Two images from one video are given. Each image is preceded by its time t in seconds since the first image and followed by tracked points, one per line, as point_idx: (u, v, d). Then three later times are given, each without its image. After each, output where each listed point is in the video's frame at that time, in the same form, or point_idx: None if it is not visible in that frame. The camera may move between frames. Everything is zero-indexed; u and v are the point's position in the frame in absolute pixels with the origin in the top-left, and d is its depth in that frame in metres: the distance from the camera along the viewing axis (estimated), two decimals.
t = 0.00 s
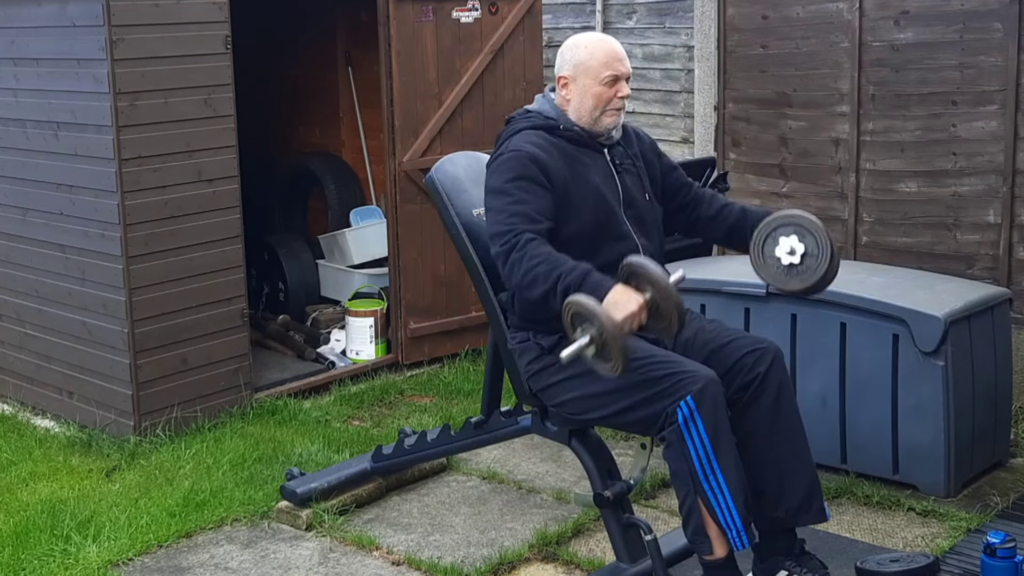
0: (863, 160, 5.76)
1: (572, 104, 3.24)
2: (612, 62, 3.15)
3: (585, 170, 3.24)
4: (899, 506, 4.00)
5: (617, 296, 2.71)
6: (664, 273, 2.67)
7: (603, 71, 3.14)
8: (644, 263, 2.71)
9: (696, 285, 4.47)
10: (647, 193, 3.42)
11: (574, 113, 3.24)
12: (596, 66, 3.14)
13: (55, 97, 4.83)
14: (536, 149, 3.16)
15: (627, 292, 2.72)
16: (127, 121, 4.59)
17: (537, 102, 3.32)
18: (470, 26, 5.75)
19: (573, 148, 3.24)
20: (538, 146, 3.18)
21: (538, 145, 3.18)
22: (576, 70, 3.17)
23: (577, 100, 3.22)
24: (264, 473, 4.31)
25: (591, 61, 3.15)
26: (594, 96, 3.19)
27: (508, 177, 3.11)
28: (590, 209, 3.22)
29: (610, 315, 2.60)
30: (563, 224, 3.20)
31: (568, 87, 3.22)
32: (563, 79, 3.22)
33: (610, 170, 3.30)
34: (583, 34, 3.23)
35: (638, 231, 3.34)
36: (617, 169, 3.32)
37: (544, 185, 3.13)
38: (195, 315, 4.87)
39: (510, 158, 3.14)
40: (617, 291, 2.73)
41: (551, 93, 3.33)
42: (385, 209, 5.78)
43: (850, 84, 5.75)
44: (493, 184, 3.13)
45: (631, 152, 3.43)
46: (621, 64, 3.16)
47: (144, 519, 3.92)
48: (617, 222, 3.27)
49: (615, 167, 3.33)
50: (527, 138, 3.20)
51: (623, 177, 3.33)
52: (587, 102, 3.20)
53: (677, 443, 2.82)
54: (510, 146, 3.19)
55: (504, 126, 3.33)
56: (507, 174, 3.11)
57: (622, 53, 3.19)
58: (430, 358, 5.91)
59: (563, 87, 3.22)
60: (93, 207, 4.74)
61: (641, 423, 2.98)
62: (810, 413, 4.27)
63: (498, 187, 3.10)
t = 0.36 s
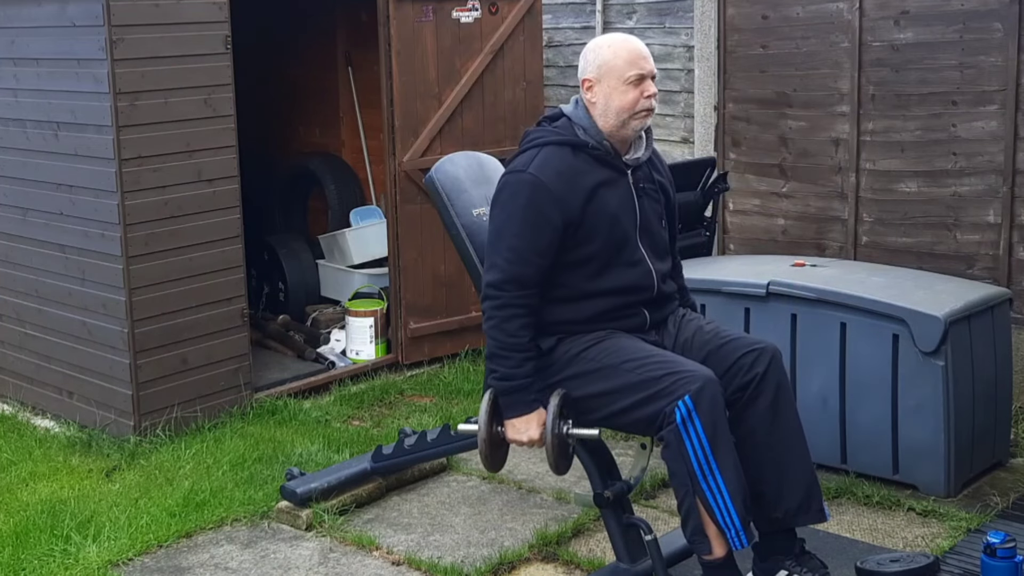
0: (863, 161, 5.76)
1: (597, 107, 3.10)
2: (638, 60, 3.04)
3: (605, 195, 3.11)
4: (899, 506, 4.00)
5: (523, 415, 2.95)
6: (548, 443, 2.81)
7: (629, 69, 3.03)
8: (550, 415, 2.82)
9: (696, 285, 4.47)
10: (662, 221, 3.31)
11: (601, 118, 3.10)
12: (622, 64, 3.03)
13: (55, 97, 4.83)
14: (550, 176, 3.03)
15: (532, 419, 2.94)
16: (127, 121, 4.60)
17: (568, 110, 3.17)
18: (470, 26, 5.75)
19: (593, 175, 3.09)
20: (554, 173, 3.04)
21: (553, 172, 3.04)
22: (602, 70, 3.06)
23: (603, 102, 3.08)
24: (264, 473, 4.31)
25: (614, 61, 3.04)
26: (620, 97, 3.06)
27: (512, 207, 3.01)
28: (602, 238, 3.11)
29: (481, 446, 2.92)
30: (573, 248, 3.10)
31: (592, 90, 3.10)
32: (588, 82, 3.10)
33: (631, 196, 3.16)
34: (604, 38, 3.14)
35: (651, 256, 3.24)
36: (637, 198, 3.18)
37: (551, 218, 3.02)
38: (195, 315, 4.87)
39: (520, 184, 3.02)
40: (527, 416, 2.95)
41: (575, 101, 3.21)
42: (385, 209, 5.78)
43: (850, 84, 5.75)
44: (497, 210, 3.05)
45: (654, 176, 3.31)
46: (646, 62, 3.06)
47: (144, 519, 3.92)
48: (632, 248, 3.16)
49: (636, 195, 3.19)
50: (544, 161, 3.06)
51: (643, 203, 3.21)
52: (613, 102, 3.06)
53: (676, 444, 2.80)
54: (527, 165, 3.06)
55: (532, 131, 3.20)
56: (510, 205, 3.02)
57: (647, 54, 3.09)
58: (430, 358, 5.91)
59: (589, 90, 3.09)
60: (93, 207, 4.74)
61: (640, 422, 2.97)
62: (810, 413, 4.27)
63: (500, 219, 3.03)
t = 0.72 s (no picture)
0: (863, 161, 5.76)
1: (598, 109, 3.10)
2: (636, 59, 3.04)
3: (605, 203, 3.10)
4: (899, 506, 4.00)
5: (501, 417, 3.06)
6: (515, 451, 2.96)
7: (628, 69, 3.03)
8: (525, 424, 2.98)
9: (696, 285, 4.47)
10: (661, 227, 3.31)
11: (603, 119, 3.09)
12: (621, 65, 3.03)
13: (55, 97, 4.82)
14: (551, 184, 3.03)
15: (508, 423, 3.05)
16: (127, 121, 4.59)
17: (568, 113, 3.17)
18: (470, 26, 5.75)
19: (594, 182, 3.08)
20: (555, 180, 3.03)
21: (554, 179, 3.03)
22: (602, 71, 3.05)
23: (604, 104, 3.07)
24: (264, 473, 4.31)
25: (613, 62, 3.04)
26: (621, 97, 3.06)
27: (512, 213, 3.02)
28: (602, 245, 3.11)
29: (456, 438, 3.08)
30: (573, 252, 3.10)
31: (592, 91, 3.10)
32: (588, 84, 3.09)
33: (632, 204, 3.15)
34: (602, 39, 3.14)
35: (650, 263, 3.24)
36: (637, 207, 3.17)
37: (551, 225, 3.02)
38: (195, 315, 4.87)
39: (521, 190, 3.02)
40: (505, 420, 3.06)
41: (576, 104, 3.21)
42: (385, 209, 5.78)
43: (850, 84, 5.75)
44: (498, 214, 3.05)
45: (654, 182, 3.30)
46: (645, 61, 3.05)
47: (144, 519, 3.92)
48: (632, 255, 3.16)
49: (636, 204, 3.18)
50: (546, 167, 3.05)
51: (643, 210, 3.20)
52: (614, 103, 3.06)
53: (675, 443, 2.80)
54: (528, 170, 3.05)
55: (536, 133, 3.19)
56: (510, 211, 3.02)
57: (646, 53, 3.09)
58: (430, 359, 5.90)
59: (589, 92, 3.09)
60: (93, 206, 4.74)
61: (640, 422, 2.98)
62: (810, 413, 4.27)
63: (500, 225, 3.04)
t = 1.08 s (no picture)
0: (863, 160, 5.76)
1: (598, 110, 3.10)
2: (634, 59, 3.06)
3: (605, 202, 3.09)
4: (899, 506, 4.00)
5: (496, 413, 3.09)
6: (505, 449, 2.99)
7: (626, 68, 3.04)
8: (515, 421, 2.99)
9: (696, 285, 4.47)
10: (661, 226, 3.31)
11: (602, 119, 3.09)
12: (619, 65, 3.05)
13: (55, 97, 4.82)
14: (552, 183, 3.02)
15: (504, 420, 3.07)
16: (127, 121, 4.59)
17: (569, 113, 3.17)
18: (470, 26, 5.75)
19: (595, 181, 3.08)
20: (555, 179, 3.03)
21: (555, 178, 3.03)
22: (600, 72, 3.07)
23: (603, 104, 3.08)
24: (264, 473, 4.31)
25: (611, 62, 3.06)
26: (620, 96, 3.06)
27: (513, 212, 3.02)
28: (602, 244, 3.10)
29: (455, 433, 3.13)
30: (573, 252, 3.10)
31: (591, 92, 3.10)
32: (587, 85, 3.10)
33: (632, 203, 3.15)
34: (599, 41, 3.16)
35: (650, 262, 3.24)
36: (637, 207, 3.16)
37: (551, 225, 3.01)
38: (194, 316, 4.87)
39: (522, 189, 3.02)
40: (501, 416, 3.08)
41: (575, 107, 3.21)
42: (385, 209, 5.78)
43: (850, 84, 5.75)
44: (498, 213, 3.05)
45: (655, 180, 3.29)
46: (642, 62, 3.07)
47: (144, 519, 3.92)
48: (631, 254, 3.15)
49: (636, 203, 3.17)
50: (547, 166, 3.04)
51: (643, 209, 3.20)
52: (614, 102, 3.06)
53: (675, 444, 2.80)
54: (529, 169, 3.05)
55: (536, 132, 3.19)
56: (510, 211, 3.02)
57: (643, 54, 3.11)
58: (430, 358, 5.90)
59: (589, 92, 3.10)
60: (93, 207, 4.74)
61: (640, 422, 2.98)
62: (810, 413, 4.27)
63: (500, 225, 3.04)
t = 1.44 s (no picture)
0: (863, 161, 5.76)
1: (602, 110, 3.11)
2: (639, 61, 3.05)
3: (614, 203, 3.09)
4: (898, 506, 4.00)
5: (514, 422, 3.03)
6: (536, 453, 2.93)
7: (630, 71, 3.04)
8: (542, 426, 2.95)
9: (696, 285, 4.47)
10: (667, 227, 3.30)
11: (606, 119, 3.11)
12: (624, 67, 3.04)
13: (55, 97, 4.82)
14: (562, 186, 3.02)
15: (523, 428, 3.01)
16: (127, 121, 4.59)
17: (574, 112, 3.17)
18: (470, 26, 5.75)
19: (603, 183, 3.08)
20: (566, 182, 3.03)
21: (565, 181, 3.03)
22: (604, 73, 3.07)
23: (607, 105, 3.09)
24: (264, 473, 4.31)
25: (616, 64, 3.05)
26: (624, 97, 3.07)
27: (522, 216, 3.01)
28: (611, 245, 3.10)
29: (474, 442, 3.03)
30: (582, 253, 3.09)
31: (596, 93, 3.11)
32: (592, 85, 3.11)
33: (638, 204, 3.15)
34: (606, 38, 3.15)
35: (654, 262, 3.24)
36: (643, 207, 3.17)
37: (562, 227, 3.01)
38: (194, 316, 4.87)
39: (532, 193, 3.01)
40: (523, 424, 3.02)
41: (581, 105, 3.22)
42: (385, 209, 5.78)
43: (850, 84, 5.75)
44: (506, 217, 3.04)
45: (661, 182, 3.29)
46: (648, 63, 3.06)
47: (144, 519, 3.92)
48: (637, 255, 3.16)
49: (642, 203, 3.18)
50: (556, 169, 3.04)
51: (649, 209, 3.20)
52: (617, 104, 3.07)
53: (676, 443, 2.80)
54: (539, 173, 3.05)
55: (542, 134, 3.19)
56: (520, 215, 3.02)
57: (649, 55, 3.09)
58: (430, 358, 5.90)
59: (593, 93, 3.10)
60: (93, 207, 4.74)
61: (640, 422, 2.98)
62: (810, 413, 4.27)
63: (509, 231, 3.03)
